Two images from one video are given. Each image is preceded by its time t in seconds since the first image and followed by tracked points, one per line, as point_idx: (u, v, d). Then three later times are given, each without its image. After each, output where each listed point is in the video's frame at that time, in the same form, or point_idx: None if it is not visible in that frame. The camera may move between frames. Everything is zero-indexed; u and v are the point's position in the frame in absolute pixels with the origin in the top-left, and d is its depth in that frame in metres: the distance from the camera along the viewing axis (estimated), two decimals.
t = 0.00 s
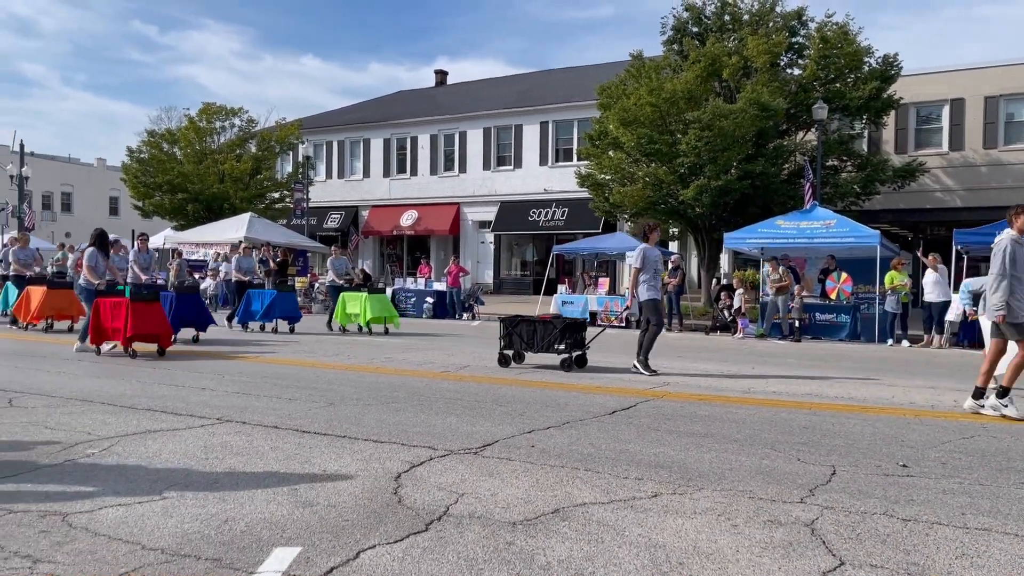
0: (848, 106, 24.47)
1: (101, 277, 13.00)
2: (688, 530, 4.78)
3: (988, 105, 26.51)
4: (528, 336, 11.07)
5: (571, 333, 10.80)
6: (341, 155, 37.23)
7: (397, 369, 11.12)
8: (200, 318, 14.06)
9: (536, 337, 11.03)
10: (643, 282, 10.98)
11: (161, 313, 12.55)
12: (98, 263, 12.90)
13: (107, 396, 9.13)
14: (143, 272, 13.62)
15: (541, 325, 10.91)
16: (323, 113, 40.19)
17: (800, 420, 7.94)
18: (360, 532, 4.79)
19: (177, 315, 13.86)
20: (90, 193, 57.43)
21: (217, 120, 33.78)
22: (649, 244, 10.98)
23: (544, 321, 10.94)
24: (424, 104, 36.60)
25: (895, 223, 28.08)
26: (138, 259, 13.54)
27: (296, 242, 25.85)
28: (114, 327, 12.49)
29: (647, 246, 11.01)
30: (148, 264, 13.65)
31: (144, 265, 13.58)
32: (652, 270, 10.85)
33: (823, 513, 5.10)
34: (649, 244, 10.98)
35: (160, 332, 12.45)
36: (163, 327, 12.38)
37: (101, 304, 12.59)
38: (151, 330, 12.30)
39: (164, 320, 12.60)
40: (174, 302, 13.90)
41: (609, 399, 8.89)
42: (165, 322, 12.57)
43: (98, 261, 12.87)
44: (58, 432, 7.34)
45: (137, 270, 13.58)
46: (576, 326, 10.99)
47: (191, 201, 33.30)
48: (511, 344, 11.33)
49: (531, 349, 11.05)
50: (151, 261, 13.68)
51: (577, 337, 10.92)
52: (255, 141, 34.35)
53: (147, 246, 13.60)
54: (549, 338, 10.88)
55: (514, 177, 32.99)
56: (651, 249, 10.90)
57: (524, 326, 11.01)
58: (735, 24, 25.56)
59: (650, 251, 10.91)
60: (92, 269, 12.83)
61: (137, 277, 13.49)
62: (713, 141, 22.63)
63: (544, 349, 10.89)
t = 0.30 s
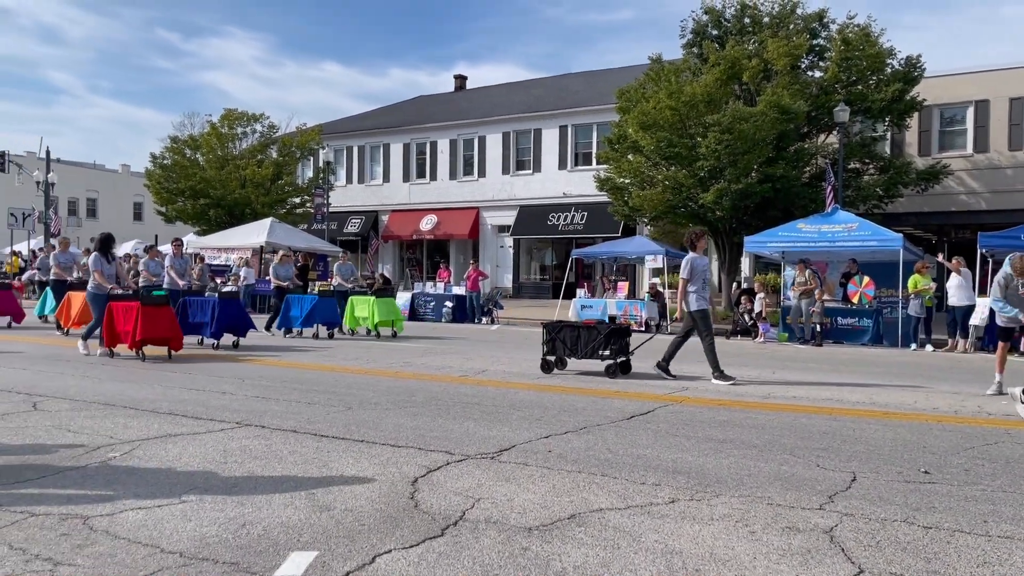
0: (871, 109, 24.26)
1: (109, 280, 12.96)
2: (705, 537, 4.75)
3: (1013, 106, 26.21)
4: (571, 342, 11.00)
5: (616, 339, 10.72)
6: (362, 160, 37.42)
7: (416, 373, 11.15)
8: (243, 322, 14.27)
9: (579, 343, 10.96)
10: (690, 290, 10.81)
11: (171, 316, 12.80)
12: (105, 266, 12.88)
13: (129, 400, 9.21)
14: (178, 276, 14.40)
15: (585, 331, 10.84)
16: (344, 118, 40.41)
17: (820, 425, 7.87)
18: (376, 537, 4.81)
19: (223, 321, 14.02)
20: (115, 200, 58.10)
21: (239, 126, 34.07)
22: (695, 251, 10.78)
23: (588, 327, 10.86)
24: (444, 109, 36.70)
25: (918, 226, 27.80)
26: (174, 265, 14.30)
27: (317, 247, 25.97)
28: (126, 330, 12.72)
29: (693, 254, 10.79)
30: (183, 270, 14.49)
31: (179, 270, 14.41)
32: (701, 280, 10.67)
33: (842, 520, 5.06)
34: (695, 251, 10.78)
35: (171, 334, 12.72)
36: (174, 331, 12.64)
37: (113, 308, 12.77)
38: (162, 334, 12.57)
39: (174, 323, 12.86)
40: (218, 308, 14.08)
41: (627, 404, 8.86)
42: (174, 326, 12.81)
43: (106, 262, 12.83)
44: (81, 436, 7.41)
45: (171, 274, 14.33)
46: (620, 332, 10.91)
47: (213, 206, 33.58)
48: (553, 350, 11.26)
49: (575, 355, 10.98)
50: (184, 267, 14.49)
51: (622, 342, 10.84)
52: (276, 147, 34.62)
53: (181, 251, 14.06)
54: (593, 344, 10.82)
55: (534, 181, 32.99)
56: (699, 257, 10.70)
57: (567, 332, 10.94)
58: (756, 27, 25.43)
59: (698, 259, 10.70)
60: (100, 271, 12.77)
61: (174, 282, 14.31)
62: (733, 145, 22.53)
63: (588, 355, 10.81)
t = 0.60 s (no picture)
0: (889, 111, 24.07)
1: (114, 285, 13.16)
2: (718, 544, 4.72)
3: None
4: (611, 348, 10.85)
5: (658, 345, 10.53)
6: (378, 165, 37.55)
7: (431, 378, 11.16)
8: (276, 328, 14.22)
9: (620, 349, 10.82)
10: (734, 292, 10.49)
11: (179, 319, 13.04)
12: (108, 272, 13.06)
13: (146, 404, 9.28)
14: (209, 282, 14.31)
15: (626, 337, 10.67)
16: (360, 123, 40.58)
17: (837, 431, 7.81)
18: (388, 542, 4.81)
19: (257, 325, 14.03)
20: (134, 205, 58.63)
21: (256, 131, 34.31)
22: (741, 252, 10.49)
23: (630, 332, 10.70)
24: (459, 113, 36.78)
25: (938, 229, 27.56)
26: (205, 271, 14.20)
27: (333, 251, 26.05)
28: (135, 333, 12.94)
29: (739, 254, 10.49)
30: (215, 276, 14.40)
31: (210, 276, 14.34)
32: (749, 281, 10.36)
33: (857, 527, 5.01)
34: (741, 252, 10.49)
35: (180, 337, 12.95)
36: (183, 334, 12.86)
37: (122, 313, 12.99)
38: (171, 337, 12.78)
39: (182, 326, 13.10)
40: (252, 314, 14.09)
41: (642, 409, 8.83)
42: (182, 329, 13.03)
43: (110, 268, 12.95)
44: (98, 440, 7.47)
45: (204, 281, 14.27)
46: (662, 337, 10.72)
47: (231, 211, 33.80)
48: (593, 356, 11.13)
49: (615, 360, 10.83)
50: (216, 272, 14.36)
51: (663, 348, 10.64)
52: (293, 152, 34.83)
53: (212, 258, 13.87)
54: (634, 350, 10.67)
55: (549, 185, 32.97)
56: (746, 257, 10.42)
57: (607, 338, 10.79)
58: (772, 29, 25.31)
59: (744, 259, 10.41)
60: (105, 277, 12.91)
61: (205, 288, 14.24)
62: (750, 147, 22.43)
63: (629, 361, 10.67)
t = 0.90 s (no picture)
0: (907, 113, 23.86)
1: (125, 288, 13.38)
2: (729, 550, 4.68)
3: None
4: (652, 354, 10.68)
5: (700, 352, 10.35)
6: (395, 170, 37.68)
7: (446, 383, 11.16)
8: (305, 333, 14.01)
9: (661, 355, 10.63)
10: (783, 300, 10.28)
11: (186, 323, 13.35)
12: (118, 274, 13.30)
13: (162, 408, 9.35)
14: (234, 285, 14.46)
15: (666, 343, 10.51)
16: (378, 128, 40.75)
17: (852, 436, 7.74)
18: (398, 547, 4.81)
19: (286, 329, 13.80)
20: (154, 210, 59.11)
21: (274, 137, 34.54)
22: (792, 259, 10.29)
23: (671, 338, 10.53)
24: (476, 118, 36.84)
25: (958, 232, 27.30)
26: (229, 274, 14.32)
27: (350, 255, 26.12)
28: (142, 337, 13.21)
29: (789, 262, 10.29)
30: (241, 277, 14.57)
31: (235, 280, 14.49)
32: (796, 289, 10.12)
33: (871, 534, 4.95)
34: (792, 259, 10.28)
35: (186, 341, 13.25)
36: (191, 336, 13.17)
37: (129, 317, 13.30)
38: (178, 341, 13.10)
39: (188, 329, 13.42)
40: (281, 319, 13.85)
41: (656, 414, 8.79)
42: (189, 331, 13.34)
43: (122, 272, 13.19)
44: (113, 443, 7.53)
45: (229, 285, 14.50)
46: (705, 343, 10.53)
47: (249, 216, 34.01)
48: (632, 361, 10.96)
49: (656, 366, 10.67)
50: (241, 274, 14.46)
51: (706, 354, 10.45)
52: (310, 157, 35.04)
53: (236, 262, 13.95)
54: (675, 356, 10.48)
55: (565, 189, 32.96)
56: (796, 265, 10.19)
57: (648, 343, 10.62)
58: (789, 32, 25.20)
59: (794, 267, 10.19)
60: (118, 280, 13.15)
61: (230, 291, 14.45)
62: (766, 151, 22.33)
63: (670, 367, 10.48)
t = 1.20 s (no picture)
0: (915, 117, 23.80)
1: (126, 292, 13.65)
2: (731, 554, 4.68)
3: None
4: (685, 359, 10.48)
5: (734, 358, 10.18)
6: (402, 174, 37.74)
7: (451, 387, 11.16)
8: (321, 339, 13.68)
9: (693, 360, 10.44)
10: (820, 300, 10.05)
11: (184, 327, 13.47)
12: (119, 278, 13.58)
13: (169, 413, 9.38)
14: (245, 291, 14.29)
15: (700, 349, 10.32)
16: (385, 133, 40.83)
17: (857, 440, 7.72)
18: (400, 550, 4.82)
19: (300, 335, 13.51)
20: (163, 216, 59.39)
21: (282, 142, 34.65)
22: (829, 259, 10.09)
23: (704, 343, 10.35)
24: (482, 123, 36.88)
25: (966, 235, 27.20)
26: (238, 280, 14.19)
27: (358, 260, 26.17)
28: (141, 341, 13.42)
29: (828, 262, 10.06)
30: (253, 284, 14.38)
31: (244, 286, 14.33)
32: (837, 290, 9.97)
33: (874, 537, 4.94)
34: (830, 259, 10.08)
35: (184, 345, 13.42)
36: (188, 341, 13.32)
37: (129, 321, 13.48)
38: (176, 345, 13.27)
39: (187, 334, 13.58)
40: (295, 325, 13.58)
41: (661, 417, 8.79)
42: (187, 336, 13.51)
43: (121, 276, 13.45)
44: (119, 448, 7.57)
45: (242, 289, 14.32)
46: (738, 348, 10.36)
47: (257, 221, 34.13)
48: (664, 367, 10.77)
49: (689, 372, 10.49)
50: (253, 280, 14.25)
51: (740, 360, 10.28)
52: (317, 162, 35.14)
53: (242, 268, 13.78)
54: (709, 362, 10.30)
55: (572, 194, 32.97)
56: (835, 265, 10.00)
57: (681, 349, 10.42)
58: (795, 36, 25.18)
59: (833, 267, 9.99)
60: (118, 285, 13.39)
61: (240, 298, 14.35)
62: (772, 154, 22.31)
63: (704, 373, 10.29)
